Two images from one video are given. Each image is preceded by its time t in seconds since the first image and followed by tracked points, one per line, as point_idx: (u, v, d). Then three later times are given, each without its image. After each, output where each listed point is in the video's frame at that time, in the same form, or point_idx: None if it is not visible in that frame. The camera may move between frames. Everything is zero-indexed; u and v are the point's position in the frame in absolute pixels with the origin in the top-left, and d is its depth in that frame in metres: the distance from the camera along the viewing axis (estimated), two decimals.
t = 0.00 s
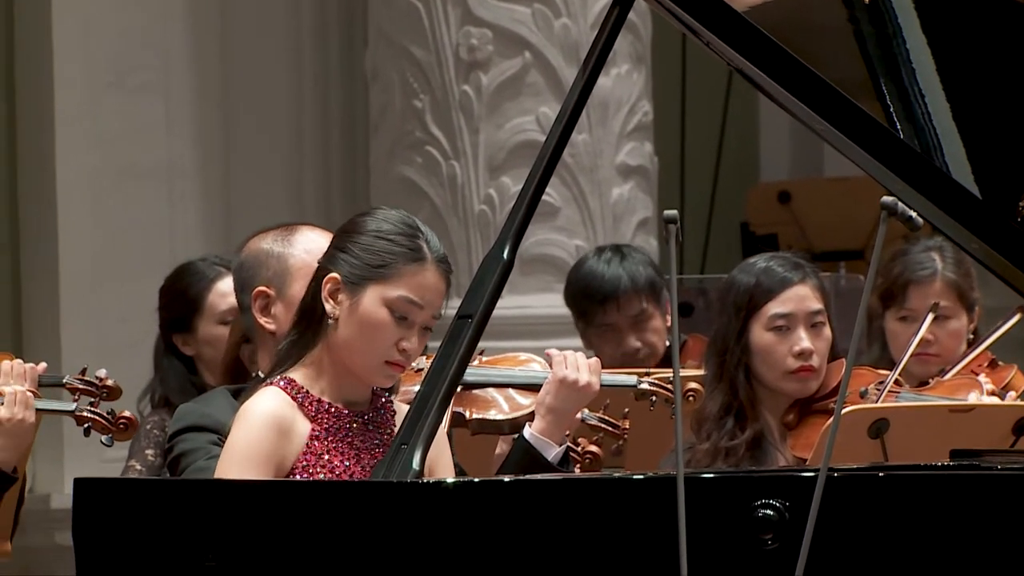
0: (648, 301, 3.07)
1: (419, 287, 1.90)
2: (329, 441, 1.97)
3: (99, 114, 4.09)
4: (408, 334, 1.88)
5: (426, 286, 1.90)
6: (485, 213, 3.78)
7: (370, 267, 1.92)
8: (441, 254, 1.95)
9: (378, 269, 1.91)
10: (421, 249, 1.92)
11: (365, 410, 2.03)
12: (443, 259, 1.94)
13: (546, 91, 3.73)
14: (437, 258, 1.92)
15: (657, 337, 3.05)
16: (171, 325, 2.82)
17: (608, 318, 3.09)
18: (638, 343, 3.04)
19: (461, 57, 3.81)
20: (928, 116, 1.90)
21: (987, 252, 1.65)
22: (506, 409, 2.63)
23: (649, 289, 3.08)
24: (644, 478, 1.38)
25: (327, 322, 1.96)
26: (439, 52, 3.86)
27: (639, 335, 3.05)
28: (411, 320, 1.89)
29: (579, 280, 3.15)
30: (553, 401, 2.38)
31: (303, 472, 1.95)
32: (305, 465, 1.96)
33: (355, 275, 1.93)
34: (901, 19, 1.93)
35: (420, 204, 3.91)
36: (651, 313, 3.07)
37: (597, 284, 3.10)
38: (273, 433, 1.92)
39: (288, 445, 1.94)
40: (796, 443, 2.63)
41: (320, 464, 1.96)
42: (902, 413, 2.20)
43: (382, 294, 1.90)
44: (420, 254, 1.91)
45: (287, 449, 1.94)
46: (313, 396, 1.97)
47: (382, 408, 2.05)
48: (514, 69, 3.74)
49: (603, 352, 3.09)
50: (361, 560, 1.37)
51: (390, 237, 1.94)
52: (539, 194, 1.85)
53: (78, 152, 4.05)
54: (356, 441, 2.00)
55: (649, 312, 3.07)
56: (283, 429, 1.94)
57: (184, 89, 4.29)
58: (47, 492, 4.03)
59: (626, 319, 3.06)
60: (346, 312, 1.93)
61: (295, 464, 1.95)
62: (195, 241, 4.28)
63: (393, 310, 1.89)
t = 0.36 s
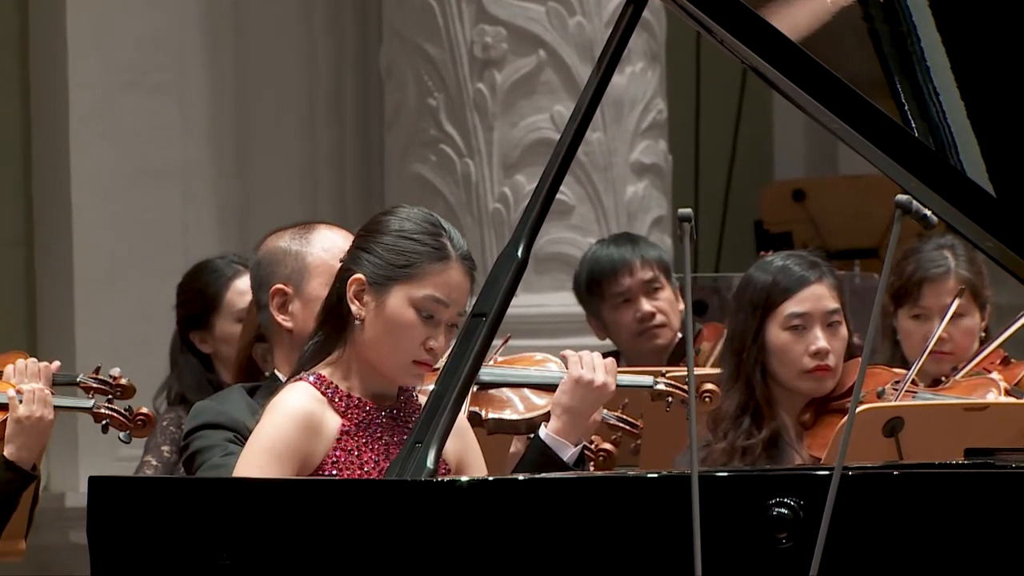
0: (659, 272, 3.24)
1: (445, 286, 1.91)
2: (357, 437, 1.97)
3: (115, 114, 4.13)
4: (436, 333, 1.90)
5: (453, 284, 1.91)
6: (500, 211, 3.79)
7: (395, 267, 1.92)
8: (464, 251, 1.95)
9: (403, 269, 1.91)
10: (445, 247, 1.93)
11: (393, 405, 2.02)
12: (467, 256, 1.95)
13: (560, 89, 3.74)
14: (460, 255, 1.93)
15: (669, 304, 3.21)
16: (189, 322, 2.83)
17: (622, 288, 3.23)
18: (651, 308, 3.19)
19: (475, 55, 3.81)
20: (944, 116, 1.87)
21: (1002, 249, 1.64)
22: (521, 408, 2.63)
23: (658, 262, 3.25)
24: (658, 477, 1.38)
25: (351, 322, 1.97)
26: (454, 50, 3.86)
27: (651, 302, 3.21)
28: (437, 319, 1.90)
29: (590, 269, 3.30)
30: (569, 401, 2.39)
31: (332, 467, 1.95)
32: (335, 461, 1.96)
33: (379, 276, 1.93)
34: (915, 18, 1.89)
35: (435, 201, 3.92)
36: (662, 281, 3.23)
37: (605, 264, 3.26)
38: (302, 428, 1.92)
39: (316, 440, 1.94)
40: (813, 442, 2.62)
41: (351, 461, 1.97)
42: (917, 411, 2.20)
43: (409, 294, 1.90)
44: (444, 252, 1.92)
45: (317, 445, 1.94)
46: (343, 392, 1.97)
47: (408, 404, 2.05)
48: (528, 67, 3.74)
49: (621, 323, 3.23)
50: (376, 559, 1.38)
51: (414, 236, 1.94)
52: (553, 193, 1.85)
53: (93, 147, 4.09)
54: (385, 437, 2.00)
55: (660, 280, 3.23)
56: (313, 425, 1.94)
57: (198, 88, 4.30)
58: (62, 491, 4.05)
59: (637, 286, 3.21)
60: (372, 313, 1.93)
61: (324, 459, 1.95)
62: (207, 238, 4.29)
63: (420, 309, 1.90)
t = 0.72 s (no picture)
0: (675, 264, 3.24)
1: (451, 285, 1.91)
2: (376, 439, 1.97)
3: (126, 110, 4.12)
4: (446, 332, 1.90)
5: (460, 283, 1.91)
6: (514, 209, 3.79)
7: (401, 270, 1.93)
8: (471, 248, 1.95)
9: (408, 272, 1.92)
10: (449, 247, 1.93)
11: (411, 403, 2.03)
12: (474, 253, 1.95)
13: (574, 87, 3.74)
14: (466, 253, 1.93)
15: (686, 296, 3.22)
16: (208, 318, 2.84)
17: (638, 278, 3.23)
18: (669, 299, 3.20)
19: (489, 53, 3.82)
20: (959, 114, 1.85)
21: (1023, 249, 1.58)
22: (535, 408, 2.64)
23: (675, 254, 3.26)
24: (672, 476, 1.38)
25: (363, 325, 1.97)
26: (469, 50, 3.86)
27: (669, 294, 3.22)
28: (446, 318, 1.90)
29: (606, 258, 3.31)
30: (586, 401, 2.38)
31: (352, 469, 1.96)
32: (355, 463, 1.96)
33: (386, 279, 1.94)
34: (930, 17, 1.89)
35: (449, 200, 3.93)
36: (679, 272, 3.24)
37: (624, 255, 3.26)
38: (319, 433, 1.92)
39: (337, 445, 1.94)
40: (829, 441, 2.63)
41: (370, 462, 1.97)
42: (933, 409, 2.21)
43: (416, 295, 1.91)
44: (449, 252, 1.92)
45: (335, 448, 1.94)
46: (360, 393, 1.98)
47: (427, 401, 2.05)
48: (542, 66, 3.75)
49: (636, 314, 3.24)
50: (391, 556, 1.38)
51: (418, 237, 1.94)
52: (567, 191, 1.85)
53: (106, 145, 4.08)
54: (404, 436, 2.00)
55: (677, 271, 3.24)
56: (330, 430, 1.94)
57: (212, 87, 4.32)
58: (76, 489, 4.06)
59: (655, 278, 3.22)
60: (381, 315, 1.94)
61: (344, 461, 1.96)
62: (221, 236, 4.30)
63: (427, 310, 1.90)
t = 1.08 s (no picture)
0: (690, 274, 3.26)
1: (423, 285, 1.86)
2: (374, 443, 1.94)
3: (136, 109, 4.13)
4: (426, 331, 1.86)
5: (432, 282, 1.86)
6: (525, 208, 3.80)
7: (371, 276, 1.89)
8: (442, 244, 1.90)
9: (378, 277, 1.89)
10: (417, 246, 1.88)
11: (412, 404, 2.00)
12: (445, 250, 1.89)
13: (585, 86, 3.75)
14: (436, 251, 1.88)
15: (703, 310, 3.23)
16: (225, 315, 2.85)
17: (657, 289, 3.25)
18: (686, 314, 3.21)
19: (501, 52, 3.82)
20: (970, 113, 1.84)
21: None
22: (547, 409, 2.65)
23: (691, 262, 3.27)
24: (684, 474, 1.38)
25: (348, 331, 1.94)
26: (480, 48, 3.87)
27: (686, 307, 3.23)
28: (422, 318, 1.86)
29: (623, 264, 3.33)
30: (600, 402, 2.39)
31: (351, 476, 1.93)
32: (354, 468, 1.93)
33: (359, 287, 1.91)
34: (942, 16, 1.88)
35: (460, 198, 3.93)
36: (697, 286, 3.25)
37: (641, 262, 3.28)
38: (315, 444, 1.90)
39: (335, 450, 1.92)
40: (841, 441, 2.63)
41: (369, 467, 1.94)
42: (944, 408, 2.21)
43: (388, 299, 1.87)
44: (416, 252, 1.88)
45: (331, 458, 1.92)
46: (357, 398, 1.95)
47: (429, 398, 2.03)
48: (554, 65, 3.76)
49: (653, 326, 3.25)
50: (405, 556, 1.38)
51: (385, 241, 1.91)
52: (578, 190, 1.86)
53: (117, 144, 4.09)
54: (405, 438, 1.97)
55: (695, 285, 3.26)
56: (325, 440, 1.91)
57: (224, 86, 4.33)
58: (88, 487, 4.07)
59: (672, 290, 3.24)
60: (359, 322, 1.90)
61: (342, 469, 1.93)
62: (232, 235, 4.32)
63: (402, 312, 1.86)
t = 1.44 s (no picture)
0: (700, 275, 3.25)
1: (372, 279, 1.94)
2: (357, 446, 2.00)
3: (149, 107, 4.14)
4: (383, 325, 1.92)
5: (381, 275, 1.94)
6: (537, 206, 3.80)
7: (326, 276, 1.98)
8: (389, 238, 1.98)
9: (332, 278, 1.97)
10: (365, 242, 1.96)
11: (392, 405, 2.05)
12: (392, 243, 1.97)
13: (597, 84, 3.75)
14: (385, 245, 1.96)
15: (714, 313, 3.22)
16: (245, 311, 2.86)
17: (666, 292, 3.25)
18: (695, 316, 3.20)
19: (512, 50, 3.82)
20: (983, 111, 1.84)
21: None
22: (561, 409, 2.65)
23: (702, 263, 3.27)
24: (695, 473, 1.38)
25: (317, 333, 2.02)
26: (492, 46, 3.87)
27: (697, 310, 3.22)
28: (377, 311, 1.93)
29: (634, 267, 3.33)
30: (616, 403, 2.42)
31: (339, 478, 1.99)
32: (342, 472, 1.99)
33: (317, 289, 1.99)
34: (953, 14, 1.86)
35: (471, 197, 3.93)
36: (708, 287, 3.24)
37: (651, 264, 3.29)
38: (303, 446, 1.95)
39: (323, 454, 1.98)
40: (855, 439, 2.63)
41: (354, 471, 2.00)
42: (956, 406, 2.21)
43: (343, 297, 1.95)
44: (364, 248, 1.96)
45: (319, 460, 1.97)
46: (339, 402, 2.01)
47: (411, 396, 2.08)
48: (565, 63, 3.76)
49: (664, 329, 3.26)
50: (418, 554, 1.39)
51: (335, 240, 1.99)
52: (589, 189, 1.86)
53: (128, 144, 4.09)
54: (388, 439, 2.03)
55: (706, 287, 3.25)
56: (313, 443, 1.96)
57: (236, 85, 4.34)
58: (100, 485, 4.09)
59: (681, 294, 3.24)
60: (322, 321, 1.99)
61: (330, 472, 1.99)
62: (243, 234, 4.33)
63: (356, 308, 1.93)
